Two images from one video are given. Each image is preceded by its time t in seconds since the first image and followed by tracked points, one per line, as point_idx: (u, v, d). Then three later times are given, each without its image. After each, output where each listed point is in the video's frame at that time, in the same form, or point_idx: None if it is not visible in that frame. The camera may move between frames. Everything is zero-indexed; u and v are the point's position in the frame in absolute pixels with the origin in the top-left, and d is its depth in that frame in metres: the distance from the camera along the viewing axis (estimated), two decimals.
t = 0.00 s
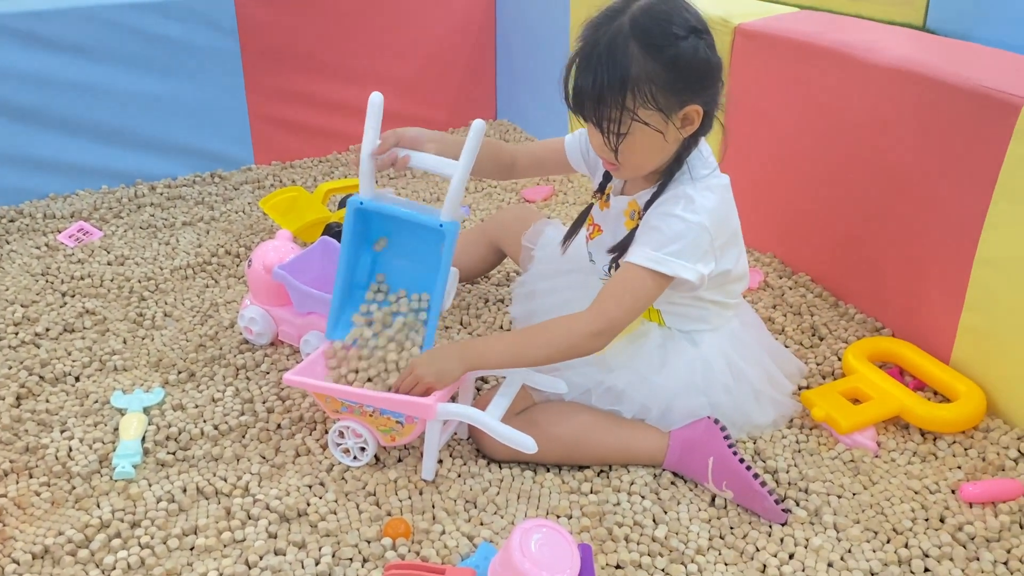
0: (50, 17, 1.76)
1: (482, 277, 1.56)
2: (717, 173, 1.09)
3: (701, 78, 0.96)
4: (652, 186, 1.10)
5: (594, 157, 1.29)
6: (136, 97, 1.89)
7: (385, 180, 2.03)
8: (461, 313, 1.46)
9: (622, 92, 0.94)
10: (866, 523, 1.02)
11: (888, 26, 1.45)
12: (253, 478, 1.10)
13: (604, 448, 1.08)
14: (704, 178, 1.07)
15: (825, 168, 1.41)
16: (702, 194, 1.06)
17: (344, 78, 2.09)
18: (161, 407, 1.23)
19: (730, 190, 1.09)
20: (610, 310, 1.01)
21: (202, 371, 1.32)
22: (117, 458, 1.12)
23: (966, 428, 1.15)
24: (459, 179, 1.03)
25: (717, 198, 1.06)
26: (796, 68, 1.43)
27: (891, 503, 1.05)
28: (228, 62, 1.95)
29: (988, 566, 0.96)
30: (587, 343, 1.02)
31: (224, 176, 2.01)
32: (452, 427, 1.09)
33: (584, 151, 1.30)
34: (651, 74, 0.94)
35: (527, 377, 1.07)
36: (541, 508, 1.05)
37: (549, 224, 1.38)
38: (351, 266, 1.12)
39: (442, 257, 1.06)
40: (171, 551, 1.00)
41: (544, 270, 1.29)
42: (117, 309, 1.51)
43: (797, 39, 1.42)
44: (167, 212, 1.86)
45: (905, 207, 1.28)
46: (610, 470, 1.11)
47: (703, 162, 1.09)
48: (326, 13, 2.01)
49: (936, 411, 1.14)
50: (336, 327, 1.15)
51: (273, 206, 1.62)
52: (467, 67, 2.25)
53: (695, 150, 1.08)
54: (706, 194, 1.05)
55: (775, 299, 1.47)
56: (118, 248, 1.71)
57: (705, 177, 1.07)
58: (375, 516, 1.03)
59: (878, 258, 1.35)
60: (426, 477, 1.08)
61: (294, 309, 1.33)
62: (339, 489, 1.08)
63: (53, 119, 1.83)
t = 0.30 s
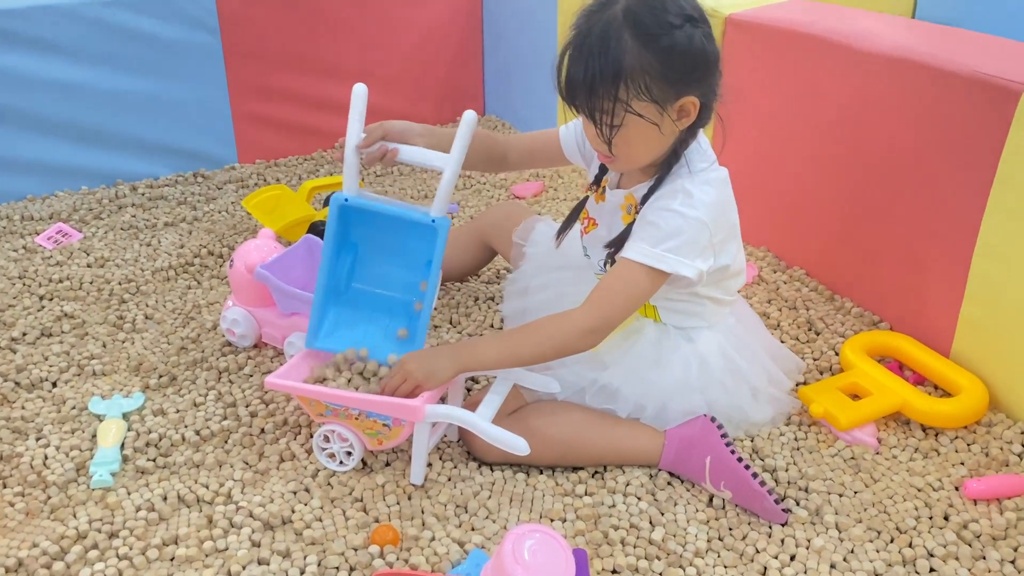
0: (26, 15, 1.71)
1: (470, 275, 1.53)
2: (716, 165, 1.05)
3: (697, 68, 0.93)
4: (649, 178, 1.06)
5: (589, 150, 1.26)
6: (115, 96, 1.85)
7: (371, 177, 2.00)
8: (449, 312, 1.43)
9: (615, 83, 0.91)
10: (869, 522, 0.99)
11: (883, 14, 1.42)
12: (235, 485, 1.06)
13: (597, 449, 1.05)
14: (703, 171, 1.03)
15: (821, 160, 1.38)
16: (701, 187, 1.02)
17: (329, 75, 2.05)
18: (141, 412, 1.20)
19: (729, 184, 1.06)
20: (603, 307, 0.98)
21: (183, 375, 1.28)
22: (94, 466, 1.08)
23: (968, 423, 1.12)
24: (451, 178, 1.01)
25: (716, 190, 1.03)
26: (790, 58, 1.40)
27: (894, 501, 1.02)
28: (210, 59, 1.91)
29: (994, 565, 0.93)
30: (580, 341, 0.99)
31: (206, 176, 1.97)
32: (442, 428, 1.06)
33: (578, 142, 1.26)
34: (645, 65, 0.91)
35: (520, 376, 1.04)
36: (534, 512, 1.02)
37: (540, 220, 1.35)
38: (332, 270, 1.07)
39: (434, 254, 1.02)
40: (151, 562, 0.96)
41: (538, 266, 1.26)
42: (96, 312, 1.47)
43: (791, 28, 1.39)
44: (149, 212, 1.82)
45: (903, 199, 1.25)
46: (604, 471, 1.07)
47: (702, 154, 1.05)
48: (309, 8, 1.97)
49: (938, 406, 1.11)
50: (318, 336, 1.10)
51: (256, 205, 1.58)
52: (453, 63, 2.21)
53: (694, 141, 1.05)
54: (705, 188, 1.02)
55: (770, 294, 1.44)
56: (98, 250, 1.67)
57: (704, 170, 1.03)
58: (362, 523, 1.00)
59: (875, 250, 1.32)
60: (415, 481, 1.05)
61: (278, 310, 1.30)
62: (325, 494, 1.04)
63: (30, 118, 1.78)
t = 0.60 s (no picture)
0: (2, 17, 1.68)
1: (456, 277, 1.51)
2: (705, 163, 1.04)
3: (682, 62, 0.91)
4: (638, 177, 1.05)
5: (576, 150, 1.24)
6: (94, 100, 1.82)
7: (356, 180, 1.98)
8: (436, 315, 1.41)
9: (598, 80, 0.89)
10: (864, 523, 0.98)
11: (871, 9, 1.41)
12: (217, 495, 1.03)
13: (587, 453, 1.03)
14: (691, 169, 1.02)
15: (810, 157, 1.37)
16: (691, 185, 1.00)
17: (312, 77, 2.03)
18: (120, 422, 1.17)
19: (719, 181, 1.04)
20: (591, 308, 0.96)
21: (164, 383, 1.25)
22: (72, 477, 1.06)
23: (962, 421, 1.11)
24: (445, 193, 1.05)
25: (705, 188, 1.01)
26: (777, 55, 1.39)
27: (888, 501, 1.01)
28: (190, 61, 1.89)
29: (991, 566, 0.92)
30: (568, 342, 0.97)
31: (188, 180, 1.94)
32: (429, 433, 1.03)
33: (566, 142, 1.25)
34: (628, 60, 0.89)
35: (508, 379, 1.02)
36: (523, 518, 0.99)
37: (526, 221, 1.33)
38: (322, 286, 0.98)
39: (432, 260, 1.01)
40: None
41: (526, 266, 1.24)
42: (75, 319, 1.44)
43: (778, 25, 1.37)
44: (129, 218, 1.79)
45: (893, 195, 1.24)
46: (595, 475, 1.06)
47: (691, 152, 1.03)
48: (291, 9, 1.94)
49: (932, 404, 1.10)
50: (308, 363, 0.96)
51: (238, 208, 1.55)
52: (438, 63, 2.20)
53: (682, 138, 1.03)
54: (694, 187, 1.00)
55: (760, 293, 1.43)
56: (77, 256, 1.64)
57: (692, 168, 1.02)
58: (347, 532, 0.97)
59: (866, 248, 1.31)
60: (401, 489, 1.03)
61: (261, 316, 1.27)
62: (309, 503, 1.02)
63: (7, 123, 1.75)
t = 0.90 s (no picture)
0: None
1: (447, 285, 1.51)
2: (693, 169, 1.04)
3: (664, 67, 0.92)
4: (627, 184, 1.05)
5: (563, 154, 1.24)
6: (82, 111, 1.81)
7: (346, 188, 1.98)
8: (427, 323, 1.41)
9: (579, 87, 0.90)
10: (856, 526, 0.98)
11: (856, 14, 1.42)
12: (210, 506, 1.03)
13: (580, 460, 1.03)
14: (680, 174, 1.02)
15: (798, 161, 1.38)
16: (679, 191, 1.01)
17: (300, 86, 2.03)
18: (111, 434, 1.17)
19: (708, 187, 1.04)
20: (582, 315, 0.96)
21: (155, 394, 1.25)
22: (63, 490, 1.05)
23: (952, 422, 1.11)
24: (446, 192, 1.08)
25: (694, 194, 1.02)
26: (764, 61, 1.39)
27: (880, 503, 1.01)
28: (178, 71, 1.88)
29: (983, 566, 0.92)
30: (560, 349, 0.97)
31: (177, 190, 1.93)
32: (422, 441, 1.03)
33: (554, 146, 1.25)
34: (609, 67, 0.89)
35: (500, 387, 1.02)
36: (517, 525, 1.00)
37: (517, 227, 1.33)
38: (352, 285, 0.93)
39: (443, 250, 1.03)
40: None
41: (518, 273, 1.24)
42: (65, 331, 1.43)
43: (764, 30, 1.38)
44: (118, 228, 1.78)
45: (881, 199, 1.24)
46: (588, 481, 1.06)
47: (679, 158, 1.03)
48: (279, 19, 1.95)
49: (921, 406, 1.10)
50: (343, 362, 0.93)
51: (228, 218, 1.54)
52: (427, 71, 2.20)
53: (669, 145, 1.04)
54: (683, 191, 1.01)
55: (749, 297, 1.43)
56: (66, 268, 1.63)
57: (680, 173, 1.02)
58: (341, 541, 0.97)
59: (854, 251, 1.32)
60: (395, 497, 1.02)
61: (252, 325, 1.27)
62: (302, 513, 1.02)
63: None
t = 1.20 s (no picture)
0: None
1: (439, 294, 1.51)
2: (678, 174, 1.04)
3: (626, 74, 0.92)
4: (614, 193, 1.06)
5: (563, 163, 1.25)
6: (72, 123, 1.81)
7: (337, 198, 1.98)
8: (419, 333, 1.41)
9: (539, 95, 0.91)
10: (848, 531, 0.99)
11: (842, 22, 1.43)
12: (203, 518, 1.03)
13: (573, 467, 1.04)
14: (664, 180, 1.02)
15: (787, 168, 1.38)
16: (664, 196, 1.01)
17: (291, 96, 2.03)
18: (103, 447, 1.16)
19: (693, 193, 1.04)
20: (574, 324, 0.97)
21: (147, 406, 1.25)
22: (55, 504, 1.05)
23: (942, 426, 1.12)
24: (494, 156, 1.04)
25: (680, 200, 1.02)
26: (752, 68, 1.40)
27: (872, 508, 1.02)
28: (168, 83, 1.88)
29: (974, 569, 0.93)
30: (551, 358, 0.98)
31: (168, 201, 1.93)
32: (414, 450, 1.03)
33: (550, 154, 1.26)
34: (567, 74, 0.90)
35: (492, 395, 1.03)
36: (511, 534, 1.00)
37: (510, 238, 1.34)
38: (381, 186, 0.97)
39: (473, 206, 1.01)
40: None
41: (510, 280, 1.25)
42: (56, 344, 1.43)
43: (752, 38, 1.39)
44: (109, 240, 1.78)
45: (869, 205, 1.25)
46: (582, 489, 1.06)
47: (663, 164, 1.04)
48: (269, 29, 1.95)
49: (912, 410, 1.11)
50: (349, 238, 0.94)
51: (220, 229, 1.54)
52: (417, 81, 2.21)
53: (652, 153, 1.04)
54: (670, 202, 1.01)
55: (740, 303, 1.44)
56: (57, 280, 1.63)
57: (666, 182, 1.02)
58: (335, 552, 0.97)
59: (844, 257, 1.32)
60: (389, 508, 1.03)
61: (244, 336, 1.27)
62: (296, 525, 1.02)
63: None
